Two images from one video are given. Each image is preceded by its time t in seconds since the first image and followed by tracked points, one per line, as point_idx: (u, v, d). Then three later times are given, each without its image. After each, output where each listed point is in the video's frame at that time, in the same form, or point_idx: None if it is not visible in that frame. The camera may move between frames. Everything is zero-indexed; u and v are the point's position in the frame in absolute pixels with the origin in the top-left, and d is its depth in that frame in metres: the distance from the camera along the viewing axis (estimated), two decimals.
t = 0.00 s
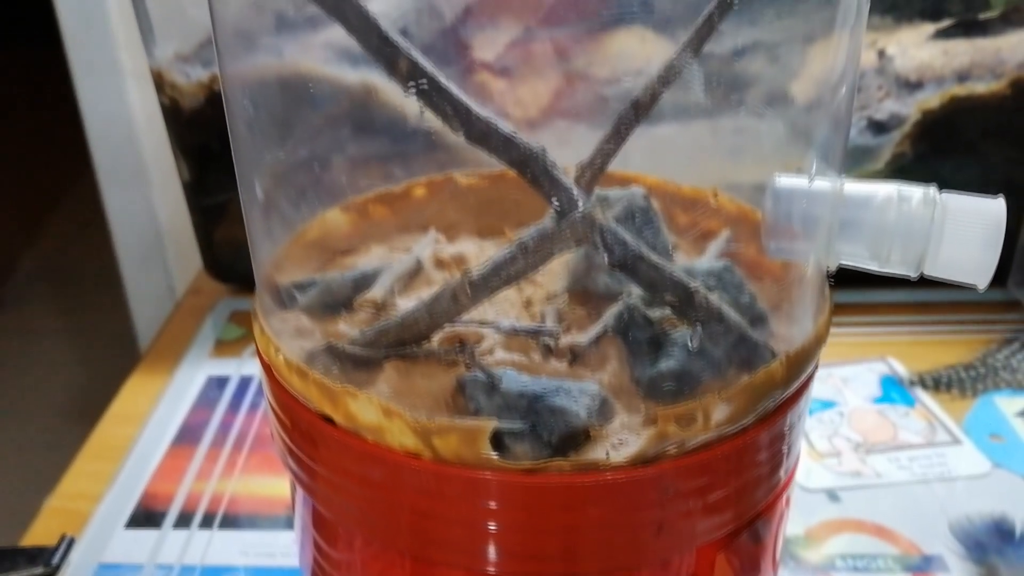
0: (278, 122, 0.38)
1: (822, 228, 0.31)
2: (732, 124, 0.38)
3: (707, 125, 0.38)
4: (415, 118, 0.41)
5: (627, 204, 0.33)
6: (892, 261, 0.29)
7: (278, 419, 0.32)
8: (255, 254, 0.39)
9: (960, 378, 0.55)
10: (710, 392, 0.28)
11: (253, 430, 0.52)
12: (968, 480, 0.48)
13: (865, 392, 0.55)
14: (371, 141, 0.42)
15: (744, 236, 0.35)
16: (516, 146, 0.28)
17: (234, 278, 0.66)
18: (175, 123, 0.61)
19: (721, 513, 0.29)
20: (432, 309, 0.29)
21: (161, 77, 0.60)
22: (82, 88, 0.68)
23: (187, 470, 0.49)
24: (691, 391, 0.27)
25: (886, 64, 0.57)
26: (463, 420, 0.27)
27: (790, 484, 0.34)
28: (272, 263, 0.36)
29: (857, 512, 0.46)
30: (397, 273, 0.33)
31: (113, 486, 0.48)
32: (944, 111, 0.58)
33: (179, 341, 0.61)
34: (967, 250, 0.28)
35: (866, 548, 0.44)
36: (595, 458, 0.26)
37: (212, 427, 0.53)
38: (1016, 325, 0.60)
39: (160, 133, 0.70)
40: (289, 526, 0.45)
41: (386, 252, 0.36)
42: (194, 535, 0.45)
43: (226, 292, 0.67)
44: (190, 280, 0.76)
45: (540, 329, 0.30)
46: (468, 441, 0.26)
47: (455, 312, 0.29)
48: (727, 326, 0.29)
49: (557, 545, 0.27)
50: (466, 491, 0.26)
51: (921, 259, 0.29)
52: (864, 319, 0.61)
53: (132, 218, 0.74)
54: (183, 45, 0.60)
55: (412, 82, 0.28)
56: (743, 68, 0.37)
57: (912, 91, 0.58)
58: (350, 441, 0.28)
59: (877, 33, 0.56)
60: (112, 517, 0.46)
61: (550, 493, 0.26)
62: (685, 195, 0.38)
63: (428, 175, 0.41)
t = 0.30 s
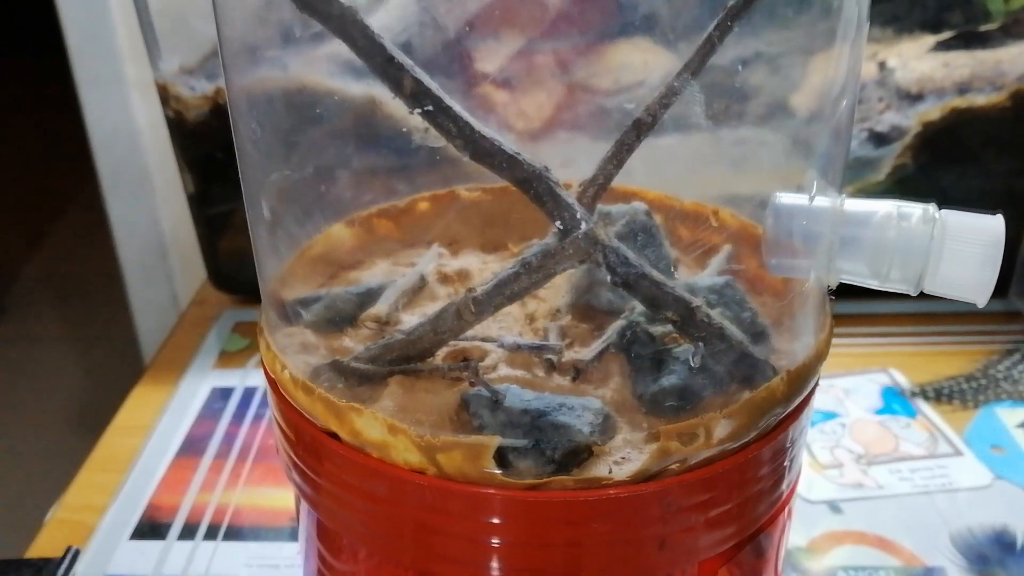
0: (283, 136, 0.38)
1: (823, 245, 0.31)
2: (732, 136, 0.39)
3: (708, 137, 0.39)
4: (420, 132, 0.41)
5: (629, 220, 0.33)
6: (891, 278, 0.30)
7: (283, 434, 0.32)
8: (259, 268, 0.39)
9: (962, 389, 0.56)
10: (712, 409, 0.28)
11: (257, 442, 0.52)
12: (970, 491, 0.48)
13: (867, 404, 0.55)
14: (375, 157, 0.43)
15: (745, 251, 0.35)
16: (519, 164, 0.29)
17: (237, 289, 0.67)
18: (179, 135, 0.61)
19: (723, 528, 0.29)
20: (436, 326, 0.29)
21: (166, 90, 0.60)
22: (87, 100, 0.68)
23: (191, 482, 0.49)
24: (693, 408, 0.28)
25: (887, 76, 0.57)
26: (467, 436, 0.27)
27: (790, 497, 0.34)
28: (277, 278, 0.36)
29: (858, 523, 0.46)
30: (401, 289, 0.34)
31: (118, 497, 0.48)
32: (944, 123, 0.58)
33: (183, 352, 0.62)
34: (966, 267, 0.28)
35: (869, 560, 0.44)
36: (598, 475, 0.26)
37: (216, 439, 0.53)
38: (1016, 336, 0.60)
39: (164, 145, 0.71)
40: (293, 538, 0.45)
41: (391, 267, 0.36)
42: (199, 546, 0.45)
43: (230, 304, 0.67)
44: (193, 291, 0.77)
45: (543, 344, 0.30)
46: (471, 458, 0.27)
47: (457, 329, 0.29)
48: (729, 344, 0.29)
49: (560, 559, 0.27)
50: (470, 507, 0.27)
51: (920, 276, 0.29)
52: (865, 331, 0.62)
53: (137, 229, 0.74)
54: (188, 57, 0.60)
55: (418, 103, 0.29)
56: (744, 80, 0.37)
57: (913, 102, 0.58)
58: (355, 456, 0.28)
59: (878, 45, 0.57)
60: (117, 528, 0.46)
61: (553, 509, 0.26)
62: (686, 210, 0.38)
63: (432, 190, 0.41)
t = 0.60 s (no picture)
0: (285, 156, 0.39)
1: (821, 261, 0.32)
2: (732, 146, 0.39)
3: (708, 147, 0.39)
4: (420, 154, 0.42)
5: (629, 235, 0.33)
6: (890, 293, 0.31)
7: (286, 448, 0.32)
8: (263, 284, 0.39)
9: (961, 399, 0.56)
10: (711, 425, 0.28)
11: (258, 452, 0.53)
12: (970, 501, 0.48)
13: (866, 414, 0.55)
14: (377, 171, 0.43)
15: (744, 263, 0.35)
16: (519, 180, 0.29)
17: (238, 299, 0.67)
18: (181, 146, 0.61)
19: (723, 542, 0.29)
20: (437, 340, 0.29)
21: (169, 101, 0.60)
22: (89, 110, 0.69)
23: (193, 493, 0.49)
24: (693, 423, 0.28)
25: (886, 86, 0.58)
26: (468, 452, 0.27)
27: (790, 511, 0.34)
28: (280, 293, 0.37)
29: (859, 533, 0.46)
30: (402, 303, 0.34)
31: (120, 508, 0.48)
32: (943, 133, 0.59)
33: (184, 362, 0.62)
34: (964, 283, 0.29)
35: (869, 570, 0.44)
36: (598, 490, 0.26)
37: (217, 449, 0.53)
38: (1016, 346, 0.61)
39: (166, 154, 0.71)
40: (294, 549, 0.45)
41: (392, 280, 0.36)
42: (201, 557, 0.45)
43: (231, 312, 0.67)
44: (195, 301, 0.77)
45: (543, 358, 0.30)
46: (473, 474, 0.27)
47: (458, 343, 0.29)
48: (728, 358, 0.29)
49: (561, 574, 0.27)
50: (472, 522, 0.27)
51: (919, 292, 0.30)
52: (865, 340, 0.62)
53: (138, 237, 0.74)
54: (190, 69, 0.61)
55: (420, 121, 0.29)
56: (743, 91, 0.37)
57: (912, 113, 0.58)
58: (357, 472, 0.28)
59: (877, 56, 0.57)
60: (119, 538, 0.46)
61: (554, 525, 0.26)
62: (685, 223, 0.38)
63: (434, 203, 0.42)
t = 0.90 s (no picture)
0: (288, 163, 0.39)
1: (820, 276, 0.33)
2: (732, 155, 0.39)
3: (708, 159, 0.40)
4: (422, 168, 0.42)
5: (629, 248, 0.34)
6: (888, 308, 0.31)
7: (289, 462, 0.32)
8: (267, 299, 0.40)
9: (960, 409, 0.56)
10: (711, 440, 0.28)
11: (259, 463, 0.53)
12: (969, 512, 0.48)
13: (866, 424, 0.55)
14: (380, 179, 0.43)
15: (743, 276, 0.35)
16: (520, 196, 0.29)
17: (239, 309, 0.67)
18: (184, 157, 0.62)
19: (724, 555, 0.29)
20: (438, 356, 0.29)
21: (171, 112, 0.61)
22: (91, 119, 0.69)
23: (194, 504, 0.50)
24: (693, 439, 0.28)
25: (884, 98, 0.58)
26: (471, 468, 0.27)
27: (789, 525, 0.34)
28: (283, 307, 0.37)
29: (858, 544, 0.46)
30: (404, 316, 0.34)
31: (123, 518, 0.48)
32: (942, 145, 0.59)
33: (185, 373, 0.62)
34: (961, 299, 0.30)
35: None
36: (599, 505, 0.27)
37: (219, 460, 0.53)
38: (1014, 356, 0.61)
39: (168, 164, 0.71)
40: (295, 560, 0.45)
41: (394, 293, 0.36)
42: (202, 568, 0.45)
43: (232, 321, 0.68)
44: (196, 310, 0.77)
45: (545, 372, 0.30)
46: (475, 489, 0.27)
47: (459, 358, 0.29)
48: (728, 373, 0.29)
49: None
50: (474, 536, 0.27)
51: (916, 308, 0.31)
52: (864, 351, 0.62)
53: (139, 245, 0.75)
54: (192, 81, 0.62)
55: (420, 137, 0.29)
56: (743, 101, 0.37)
57: (910, 124, 0.59)
58: (360, 486, 0.29)
59: (875, 67, 0.57)
60: (121, 549, 0.46)
61: (556, 540, 0.26)
62: (684, 235, 0.39)
63: (435, 215, 0.42)
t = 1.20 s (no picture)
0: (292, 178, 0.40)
1: (820, 294, 0.34)
2: (732, 168, 0.39)
3: (708, 170, 0.39)
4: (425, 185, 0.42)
5: (631, 264, 0.34)
6: (888, 325, 0.33)
7: (293, 477, 0.33)
8: (271, 315, 0.40)
9: (960, 421, 0.56)
10: (711, 456, 0.28)
11: (261, 475, 0.53)
12: (969, 525, 0.48)
13: (866, 436, 0.55)
14: (383, 194, 0.43)
15: (744, 290, 0.36)
16: (523, 214, 0.30)
17: (241, 321, 0.67)
18: (187, 170, 0.62)
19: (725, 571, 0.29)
20: (442, 371, 0.30)
21: (175, 126, 0.61)
22: (94, 131, 0.69)
23: (197, 517, 0.50)
24: (694, 456, 0.28)
25: (883, 111, 0.58)
26: (474, 485, 0.27)
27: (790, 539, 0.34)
28: (288, 323, 0.38)
29: (859, 557, 0.47)
30: (408, 332, 0.34)
31: (126, 531, 0.48)
32: (941, 158, 0.59)
33: (188, 385, 0.62)
34: (960, 316, 0.32)
35: None
36: (601, 522, 0.27)
37: (222, 473, 0.53)
38: (1014, 369, 0.61)
39: (171, 175, 0.72)
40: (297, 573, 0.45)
41: (397, 308, 0.37)
42: None
43: (234, 333, 0.68)
44: (198, 321, 0.77)
45: (547, 389, 0.30)
46: (478, 505, 0.27)
47: (463, 375, 0.30)
48: (729, 391, 0.30)
49: None
50: (476, 552, 0.27)
51: (915, 325, 0.32)
52: (865, 363, 0.62)
53: (141, 256, 0.75)
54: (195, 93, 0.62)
55: (425, 157, 0.30)
56: (743, 112, 0.37)
57: (909, 138, 0.59)
58: (364, 502, 0.29)
59: (875, 80, 0.58)
60: (123, 562, 0.46)
61: (558, 557, 0.27)
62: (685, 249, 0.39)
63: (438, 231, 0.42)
